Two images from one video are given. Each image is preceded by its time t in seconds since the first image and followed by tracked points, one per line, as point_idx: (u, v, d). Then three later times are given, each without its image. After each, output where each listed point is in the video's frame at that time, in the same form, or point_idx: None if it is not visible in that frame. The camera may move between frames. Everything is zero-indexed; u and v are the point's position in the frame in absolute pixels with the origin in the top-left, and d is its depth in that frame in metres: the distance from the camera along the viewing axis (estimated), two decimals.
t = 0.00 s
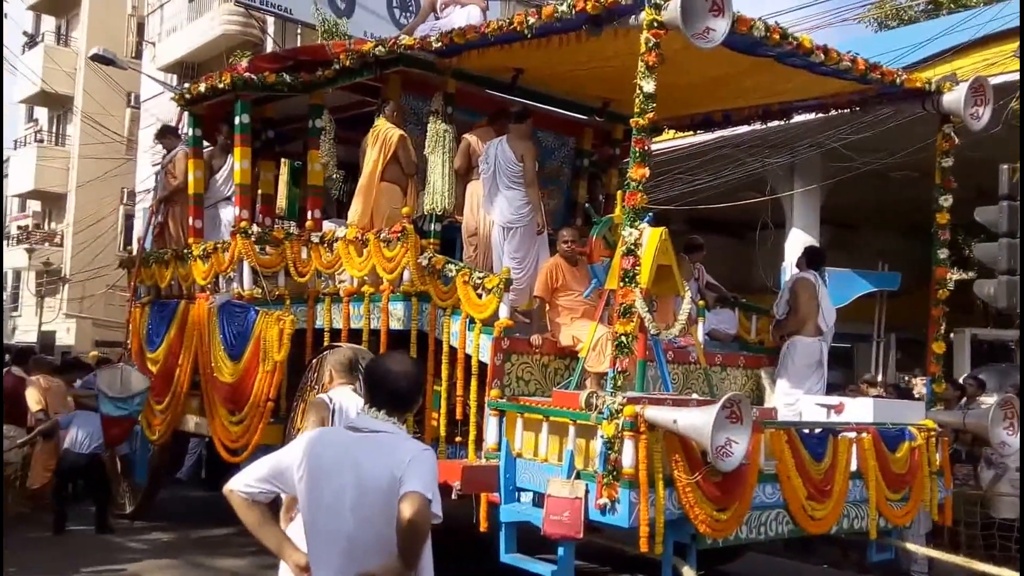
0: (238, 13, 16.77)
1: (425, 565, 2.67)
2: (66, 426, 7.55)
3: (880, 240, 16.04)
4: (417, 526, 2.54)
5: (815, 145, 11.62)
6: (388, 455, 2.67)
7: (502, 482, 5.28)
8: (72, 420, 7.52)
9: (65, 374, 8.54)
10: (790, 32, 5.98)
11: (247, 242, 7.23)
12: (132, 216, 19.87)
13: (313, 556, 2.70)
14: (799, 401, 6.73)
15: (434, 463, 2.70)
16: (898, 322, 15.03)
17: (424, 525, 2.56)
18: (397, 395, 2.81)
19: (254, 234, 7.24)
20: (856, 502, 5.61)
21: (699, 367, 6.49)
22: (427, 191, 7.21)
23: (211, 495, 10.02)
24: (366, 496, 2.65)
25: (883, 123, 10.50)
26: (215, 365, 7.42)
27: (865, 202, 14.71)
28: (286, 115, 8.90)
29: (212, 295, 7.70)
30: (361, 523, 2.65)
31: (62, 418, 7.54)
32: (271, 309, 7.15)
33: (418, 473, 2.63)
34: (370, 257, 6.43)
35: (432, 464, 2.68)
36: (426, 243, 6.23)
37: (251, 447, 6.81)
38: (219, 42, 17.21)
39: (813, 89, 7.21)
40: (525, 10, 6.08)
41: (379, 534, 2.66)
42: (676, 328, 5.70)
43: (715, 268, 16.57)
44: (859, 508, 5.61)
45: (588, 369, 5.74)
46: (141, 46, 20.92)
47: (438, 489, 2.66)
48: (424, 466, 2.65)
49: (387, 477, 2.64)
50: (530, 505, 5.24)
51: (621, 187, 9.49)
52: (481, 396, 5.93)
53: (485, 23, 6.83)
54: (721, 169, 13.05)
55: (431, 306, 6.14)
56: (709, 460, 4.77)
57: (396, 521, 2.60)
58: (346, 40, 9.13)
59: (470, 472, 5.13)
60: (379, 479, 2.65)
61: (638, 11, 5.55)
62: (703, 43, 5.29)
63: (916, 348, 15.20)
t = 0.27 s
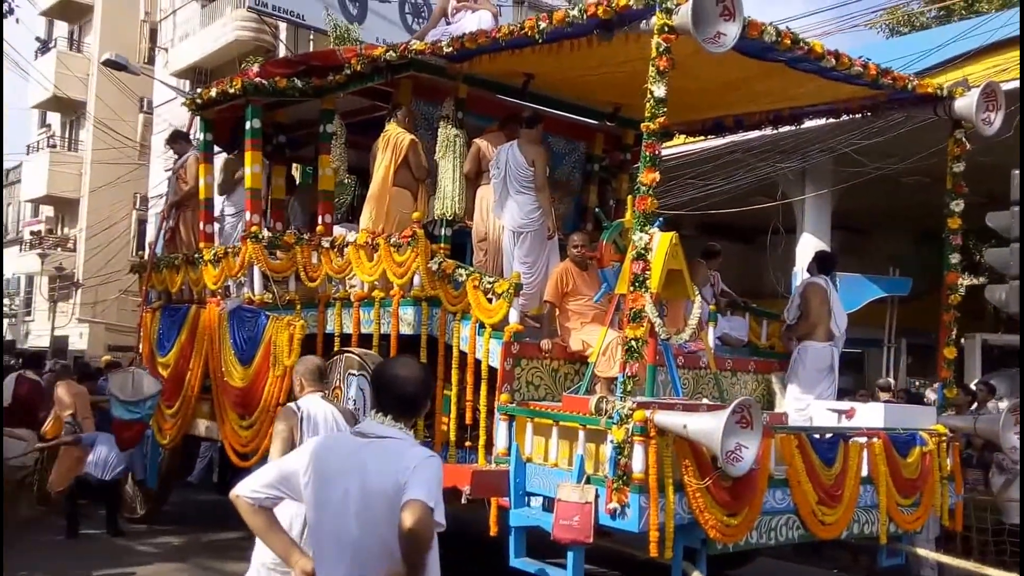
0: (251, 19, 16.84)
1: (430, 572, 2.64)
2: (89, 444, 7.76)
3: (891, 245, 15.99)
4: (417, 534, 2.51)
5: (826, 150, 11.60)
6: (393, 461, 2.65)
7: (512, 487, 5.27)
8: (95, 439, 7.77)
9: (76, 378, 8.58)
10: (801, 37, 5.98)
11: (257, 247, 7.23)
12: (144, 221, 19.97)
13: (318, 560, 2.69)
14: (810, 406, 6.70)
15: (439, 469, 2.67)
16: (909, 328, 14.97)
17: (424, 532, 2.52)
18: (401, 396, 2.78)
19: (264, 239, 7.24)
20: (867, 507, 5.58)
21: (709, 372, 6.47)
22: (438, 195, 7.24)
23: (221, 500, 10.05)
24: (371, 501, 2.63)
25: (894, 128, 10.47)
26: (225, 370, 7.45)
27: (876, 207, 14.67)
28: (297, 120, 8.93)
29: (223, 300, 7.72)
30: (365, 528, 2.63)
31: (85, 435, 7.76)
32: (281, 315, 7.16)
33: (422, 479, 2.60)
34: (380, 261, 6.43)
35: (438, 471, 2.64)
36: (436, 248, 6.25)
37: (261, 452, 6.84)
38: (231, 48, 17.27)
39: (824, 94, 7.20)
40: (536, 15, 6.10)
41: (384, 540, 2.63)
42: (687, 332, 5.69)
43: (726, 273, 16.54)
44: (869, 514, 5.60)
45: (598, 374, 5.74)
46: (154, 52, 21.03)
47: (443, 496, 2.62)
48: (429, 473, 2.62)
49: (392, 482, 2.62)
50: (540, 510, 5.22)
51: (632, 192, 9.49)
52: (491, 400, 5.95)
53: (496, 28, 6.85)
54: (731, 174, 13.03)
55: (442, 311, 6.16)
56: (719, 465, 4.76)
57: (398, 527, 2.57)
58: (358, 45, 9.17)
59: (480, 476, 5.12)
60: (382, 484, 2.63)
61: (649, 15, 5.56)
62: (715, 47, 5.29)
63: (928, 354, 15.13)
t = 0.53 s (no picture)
0: (261, 21, 16.88)
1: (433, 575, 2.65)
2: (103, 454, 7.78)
3: (900, 248, 15.95)
4: (422, 538, 2.53)
5: (833, 152, 11.58)
6: (399, 464, 2.66)
7: (519, 489, 5.28)
8: (109, 450, 7.79)
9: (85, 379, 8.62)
10: (810, 39, 5.98)
11: (265, 249, 7.17)
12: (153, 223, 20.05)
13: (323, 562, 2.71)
14: (817, 408, 6.70)
15: (445, 473, 2.68)
16: (918, 330, 14.93)
17: (429, 536, 2.54)
18: (407, 399, 2.79)
19: (272, 240, 7.25)
20: (874, 510, 5.58)
21: (716, 375, 6.47)
22: (446, 197, 7.26)
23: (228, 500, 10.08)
24: (377, 504, 2.64)
25: (903, 131, 10.45)
26: (233, 371, 7.47)
27: (885, 209, 14.64)
28: (305, 121, 8.96)
29: (231, 301, 7.74)
30: (370, 530, 2.65)
31: (99, 445, 7.77)
32: (289, 316, 7.18)
33: (427, 483, 2.61)
34: (389, 263, 6.46)
35: (443, 475, 2.66)
36: (444, 250, 6.27)
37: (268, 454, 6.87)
38: (240, 50, 17.33)
39: (832, 96, 7.20)
40: (545, 17, 6.10)
41: (389, 543, 2.65)
42: (694, 334, 5.70)
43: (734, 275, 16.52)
44: (876, 516, 5.59)
45: (605, 376, 5.74)
46: (164, 54, 21.12)
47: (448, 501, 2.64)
48: (435, 477, 2.63)
49: (398, 485, 2.63)
50: (547, 512, 5.23)
51: (640, 194, 9.49)
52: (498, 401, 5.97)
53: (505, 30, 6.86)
54: (739, 176, 13.03)
55: (449, 313, 6.18)
56: (726, 467, 4.75)
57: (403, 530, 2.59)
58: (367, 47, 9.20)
59: (486, 478, 5.14)
60: (389, 488, 2.64)
61: (658, 17, 5.56)
62: (723, 49, 5.29)
63: (936, 357, 15.09)
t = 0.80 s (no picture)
0: (266, 18, 16.88)
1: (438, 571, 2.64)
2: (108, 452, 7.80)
3: (906, 245, 15.92)
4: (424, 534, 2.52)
5: (839, 149, 11.54)
6: (402, 461, 2.65)
7: (522, 486, 5.28)
8: (115, 446, 7.80)
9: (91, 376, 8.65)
10: (814, 36, 5.97)
11: (269, 245, 7.24)
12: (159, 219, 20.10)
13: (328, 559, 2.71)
14: (821, 405, 6.72)
15: (447, 469, 2.67)
16: (923, 327, 14.90)
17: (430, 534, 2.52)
18: (408, 395, 2.79)
19: (277, 236, 7.26)
20: (877, 507, 5.57)
21: (720, 371, 6.47)
22: (451, 193, 7.25)
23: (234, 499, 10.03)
24: (380, 501, 2.64)
25: (907, 127, 10.42)
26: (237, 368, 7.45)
27: (891, 205, 14.61)
28: (310, 117, 8.97)
29: (235, 297, 7.75)
30: (374, 528, 2.65)
31: (105, 442, 7.78)
32: (293, 312, 7.17)
33: (429, 479, 2.60)
34: (393, 259, 6.46)
35: (445, 471, 2.64)
36: (448, 246, 6.26)
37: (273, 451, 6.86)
38: (246, 47, 17.33)
39: (837, 92, 7.18)
40: (549, 13, 6.10)
41: (393, 540, 2.64)
42: (698, 331, 5.70)
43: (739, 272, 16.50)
44: (879, 513, 5.59)
45: (608, 372, 5.75)
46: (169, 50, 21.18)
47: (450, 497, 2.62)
48: (437, 473, 2.62)
49: (400, 482, 2.62)
50: (550, 508, 5.24)
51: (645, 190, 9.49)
52: (502, 399, 5.97)
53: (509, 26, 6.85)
54: (744, 173, 13.00)
55: (453, 309, 6.18)
56: (729, 464, 4.76)
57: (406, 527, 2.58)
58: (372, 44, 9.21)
59: (489, 475, 5.16)
60: (391, 485, 2.63)
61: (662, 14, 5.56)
62: (727, 45, 5.27)
63: (941, 354, 15.06)
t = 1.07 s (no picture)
0: (270, 9, 16.80)
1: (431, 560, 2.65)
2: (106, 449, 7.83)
3: (909, 239, 15.89)
4: (411, 524, 2.52)
5: (841, 142, 11.52)
6: (392, 452, 2.66)
7: (523, 480, 5.30)
8: (112, 443, 7.84)
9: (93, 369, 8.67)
10: (813, 30, 5.96)
11: (270, 238, 7.26)
12: (161, 212, 20.10)
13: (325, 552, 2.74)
14: (821, 399, 6.72)
15: (436, 458, 2.67)
16: (925, 321, 14.88)
17: (418, 523, 2.52)
18: (402, 383, 2.80)
19: (278, 230, 7.29)
20: (877, 501, 5.57)
21: (721, 366, 6.47)
22: (452, 187, 7.26)
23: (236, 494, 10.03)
24: (372, 494, 2.66)
25: (909, 121, 10.40)
26: (239, 363, 7.47)
27: (893, 199, 14.59)
28: (312, 111, 8.97)
29: (236, 292, 7.75)
30: (367, 519, 2.66)
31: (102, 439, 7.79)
32: (294, 306, 7.18)
33: (417, 469, 2.60)
34: (394, 253, 6.46)
35: (433, 460, 2.65)
36: (450, 240, 6.27)
37: (274, 446, 6.85)
38: (249, 38, 17.32)
39: (838, 86, 7.17)
40: (550, 7, 6.09)
41: (386, 531, 2.67)
42: (698, 326, 5.71)
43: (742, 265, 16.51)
44: (879, 507, 5.59)
45: (609, 367, 5.76)
46: (172, 42, 21.19)
47: (438, 487, 2.62)
48: (425, 463, 2.62)
49: (390, 473, 2.63)
50: (551, 503, 5.25)
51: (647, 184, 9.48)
52: (503, 393, 5.97)
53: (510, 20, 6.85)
54: (746, 166, 12.99)
55: (455, 303, 6.18)
56: (729, 458, 4.76)
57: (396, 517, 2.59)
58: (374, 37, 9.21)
59: (490, 469, 5.17)
60: (381, 476, 2.65)
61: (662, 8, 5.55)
62: (726, 40, 5.29)
63: (944, 348, 15.03)
